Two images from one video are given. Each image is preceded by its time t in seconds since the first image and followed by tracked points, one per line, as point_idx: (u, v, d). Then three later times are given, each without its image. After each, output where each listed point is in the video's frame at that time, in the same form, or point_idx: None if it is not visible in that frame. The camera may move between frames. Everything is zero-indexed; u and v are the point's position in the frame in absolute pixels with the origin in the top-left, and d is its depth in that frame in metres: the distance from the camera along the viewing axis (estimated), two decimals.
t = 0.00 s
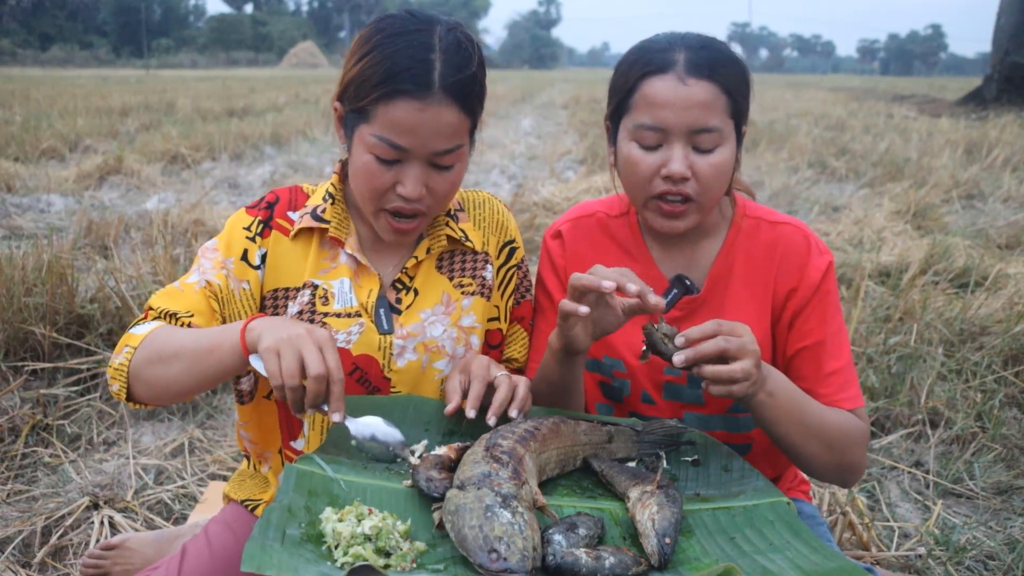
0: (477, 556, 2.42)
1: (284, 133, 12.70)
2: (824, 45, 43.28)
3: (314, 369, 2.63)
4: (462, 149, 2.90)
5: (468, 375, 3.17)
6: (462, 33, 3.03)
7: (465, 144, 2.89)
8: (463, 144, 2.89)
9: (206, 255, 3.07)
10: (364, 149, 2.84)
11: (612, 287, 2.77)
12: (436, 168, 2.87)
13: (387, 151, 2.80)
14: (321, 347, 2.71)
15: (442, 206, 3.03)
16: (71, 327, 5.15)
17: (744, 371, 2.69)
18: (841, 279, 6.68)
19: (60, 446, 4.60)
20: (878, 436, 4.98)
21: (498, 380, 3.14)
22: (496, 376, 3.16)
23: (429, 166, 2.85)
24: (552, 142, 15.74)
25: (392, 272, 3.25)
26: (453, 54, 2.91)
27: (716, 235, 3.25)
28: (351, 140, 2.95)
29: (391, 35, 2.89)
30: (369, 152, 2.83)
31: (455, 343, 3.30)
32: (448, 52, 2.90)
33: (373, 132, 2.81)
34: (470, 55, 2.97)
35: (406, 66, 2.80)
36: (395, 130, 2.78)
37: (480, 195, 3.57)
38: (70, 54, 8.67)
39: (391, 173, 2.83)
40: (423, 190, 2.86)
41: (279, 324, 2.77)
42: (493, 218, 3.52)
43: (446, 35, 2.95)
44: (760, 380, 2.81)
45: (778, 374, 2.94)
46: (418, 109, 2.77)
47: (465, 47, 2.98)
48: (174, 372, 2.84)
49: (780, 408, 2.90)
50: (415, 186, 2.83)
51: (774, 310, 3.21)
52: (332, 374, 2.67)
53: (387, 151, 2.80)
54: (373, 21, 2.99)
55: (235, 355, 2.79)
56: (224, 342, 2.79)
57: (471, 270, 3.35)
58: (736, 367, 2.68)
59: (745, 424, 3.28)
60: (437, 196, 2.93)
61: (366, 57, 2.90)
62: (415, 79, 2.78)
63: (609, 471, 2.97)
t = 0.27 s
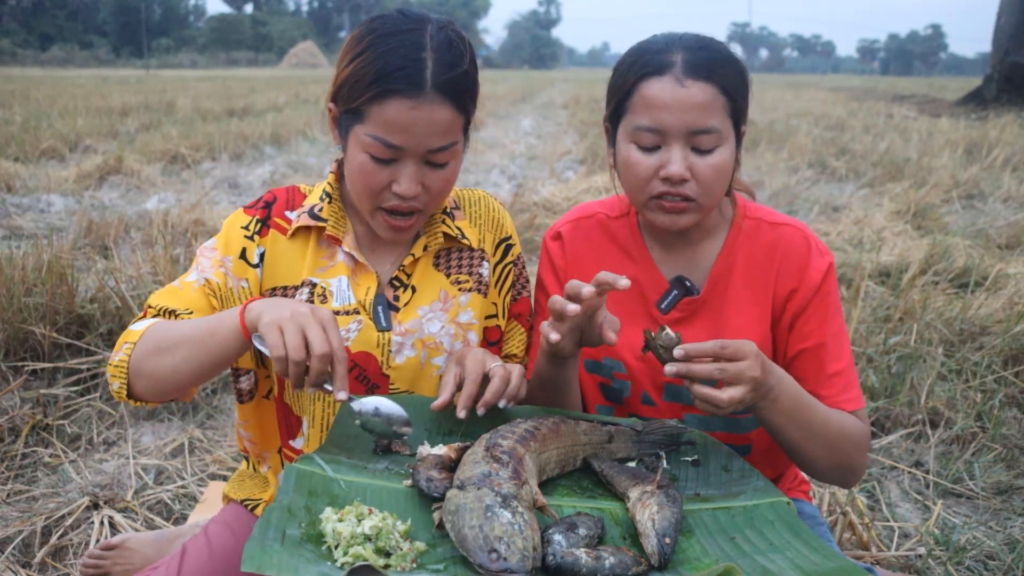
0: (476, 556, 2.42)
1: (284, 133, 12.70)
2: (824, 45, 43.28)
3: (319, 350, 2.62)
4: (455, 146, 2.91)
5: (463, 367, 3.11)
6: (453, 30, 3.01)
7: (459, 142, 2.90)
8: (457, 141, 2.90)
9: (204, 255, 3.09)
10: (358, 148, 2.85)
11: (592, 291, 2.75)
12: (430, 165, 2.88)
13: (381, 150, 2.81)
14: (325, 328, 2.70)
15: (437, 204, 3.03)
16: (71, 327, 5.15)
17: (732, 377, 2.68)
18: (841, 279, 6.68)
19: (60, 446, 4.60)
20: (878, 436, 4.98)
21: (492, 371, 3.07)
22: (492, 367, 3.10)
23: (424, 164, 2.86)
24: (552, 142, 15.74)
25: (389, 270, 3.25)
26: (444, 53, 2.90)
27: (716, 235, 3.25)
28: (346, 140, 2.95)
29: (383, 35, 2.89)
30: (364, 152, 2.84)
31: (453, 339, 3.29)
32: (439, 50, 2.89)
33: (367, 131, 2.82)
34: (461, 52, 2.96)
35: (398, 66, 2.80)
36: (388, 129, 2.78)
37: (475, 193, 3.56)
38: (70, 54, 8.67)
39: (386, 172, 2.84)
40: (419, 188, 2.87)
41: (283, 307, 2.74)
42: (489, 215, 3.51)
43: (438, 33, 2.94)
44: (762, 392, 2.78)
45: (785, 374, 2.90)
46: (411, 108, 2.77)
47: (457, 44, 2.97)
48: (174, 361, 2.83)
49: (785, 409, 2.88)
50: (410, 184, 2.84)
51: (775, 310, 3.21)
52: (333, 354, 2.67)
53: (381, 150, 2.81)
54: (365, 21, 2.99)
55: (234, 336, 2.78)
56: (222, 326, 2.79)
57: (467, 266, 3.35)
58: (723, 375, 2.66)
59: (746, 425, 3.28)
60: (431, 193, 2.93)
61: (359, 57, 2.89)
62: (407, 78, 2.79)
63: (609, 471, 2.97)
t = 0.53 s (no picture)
0: (476, 556, 2.42)
1: (284, 133, 12.70)
2: (824, 45, 43.28)
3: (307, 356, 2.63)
4: (443, 138, 2.91)
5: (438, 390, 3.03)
6: (436, 24, 3.01)
7: (446, 133, 2.91)
8: (444, 132, 2.90)
9: (200, 253, 3.11)
10: (346, 143, 2.85)
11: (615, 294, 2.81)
12: (418, 158, 2.89)
13: (369, 144, 2.82)
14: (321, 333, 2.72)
15: (426, 198, 3.04)
16: (72, 327, 5.15)
17: (739, 363, 2.68)
18: (841, 279, 6.69)
19: (60, 446, 4.60)
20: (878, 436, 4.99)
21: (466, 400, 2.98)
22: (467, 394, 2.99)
23: (412, 157, 2.87)
24: (552, 142, 15.74)
25: (378, 266, 3.26)
26: (427, 46, 2.90)
27: (716, 235, 3.25)
28: (333, 138, 2.96)
29: (366, 31, 2.89)
30: (352, 147, 2.84)
31: (441, 335, 3.29)
32: (422, 45, 2.90)
33: (354, 126, 2.82)
34: (444, 45, 2.96)
35: (381, 61, 2.80)
36: (375, 123, 2.79)
37: (464, 190, 3.56)
38: (70, 54, 8.67)
39: (375, 167, 2.85)
40: (407, 181, 2.88)
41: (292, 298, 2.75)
42: (478, 211, 3.50)
43: (420, 28, 2.94)
44: (761, 383, 2.80)
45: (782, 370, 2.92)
46: (397, 101, 2.78)
47: (440, 38, 2.97)
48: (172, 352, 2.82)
49: (785, 407, 2.89)
50: (399, 177, 2.85)
51: (774, 311, 3.21)
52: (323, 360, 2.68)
53: (369, 144, 2.82)
54: (347, 20, 2.99)
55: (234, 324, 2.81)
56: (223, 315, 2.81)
57: (455, 262, 3.35)
58: (732, 361, 2.67)
59: (746, 426, 3.28)
60: (421, 186, 2.94)
61: (342, 55, 2.89)
62: (391, 72, 2.79)
63: (609, 471, 2.97)
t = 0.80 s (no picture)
0: (477, 556, 2.42)
1: (284, 133, 12.70)
2: (824, 45, 43.29)
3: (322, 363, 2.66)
4: (423, 138, 2.91)
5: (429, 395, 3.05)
6: (410, 24, 3.03)
7: (426, 133, 2.90)
8: (424, 132, 2.90)
9: (194, 258, 3.12)
10: (326, 147, 2.85)
11: (620, 306, 2.82)
12: (399, 158, 2.88)
13: (348, 147, 2.82)
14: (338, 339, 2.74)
15: (410, 198, 3.04)
16: (72, 327, 5.16)
17: (740, 360, 2.68)
18: (841, 279, 6.69)
19: (60, 446, 4.60)
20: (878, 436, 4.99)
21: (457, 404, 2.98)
22: (458, 399, 2.98)
23: (393, 158, 2.87)
24: (552, 142, 15.74)
25: (366, 267, 3.27)
26: (403, 46, 2.91)
27: (719, 235, 3.24)
28: (314, 142, 2.96)
29: (341, 35, 2.90)
30: (332, 150, 2.84)
31: (430, 335, 3.30)
32: (398, 45, 2.91)
33: (333, 130, 2.82)
34: (419, 44, 2.97)
35: (357, 63, 2.81)
36: (354, 126, 2.79)
37: (452, 189, 3.56)
38: (71, 54, 8.67)
39: (355, 170, 2.85)
40: (390, 182, 2.88)
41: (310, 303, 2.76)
42: (465, 209, 3.50)
43: (394, 28, 2.95)
44: (766, 383, 2.80)
45: (788, 370, 2.93)
46: (373, 103, 2.77)
47: (416, 38, 2.99)
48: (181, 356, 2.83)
49: (791, 407, 2.89)
50: (381, 179, 2.85)
51: (776, 312, 3.21)
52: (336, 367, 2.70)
53: (348, 148, 2.82)
54: (324, 23, 3.00)
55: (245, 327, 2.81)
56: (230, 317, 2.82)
57: (444, 262, 3.34)
58: (732, 359, 2.67)
59: (746, 427, 3.29)
60: (404, 187, 2.94)
61: (318, 59, 2.90)
62: (367, 74, 2.79)
63: (609, 471, 2.97)
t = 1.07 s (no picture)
0: (476, 556, 2.42)
1: (284, 133, 12.70)
2: (824, 45, 43.29)
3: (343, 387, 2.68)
4: (418, 138, 2.92)
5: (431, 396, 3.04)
6: (403, 23, 3.03)
7: (421, 133, 2.91)
8: (419, 132, 2.91)
9: (193, 261, 3.11)
10: (322, 149, 2.85)
11: (623, 309, 2.80)
12: (394, 159, 2.89)
13: (344, 149, 2.82)
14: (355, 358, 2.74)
15: (406, 198, 3.05)
16: (72, 327, 5.16)
17: (739, 355, 2.68)
18: (841, 279, 6.69)
19: (60, 446, 4.60)
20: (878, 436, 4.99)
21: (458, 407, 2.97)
22: (460, 403, 2.97)
23: (388, 159, 2.88)
24: (552, 143, 15.74)
25: (363, 268, 3.27)
26: (395, 46, 2.91)
27: (720, 236, 3.25)
28: (309, 143, 2.96)
29: (331, 36, 2.89)
30: (327, 152, 2.85)
31: (428, 336, 3.29)
32: (390, 45, 2.91)
33: (328, 131, 2.82)
34: (412, 44, 2.97)
35: (350, 65, 2.81)
36: (348, 128, 2.79)
37: (449, 189, 3.56)
38: (71, 54, 8.66)
39: (350, 172, 2.86)
40: (386, 183, 2.89)
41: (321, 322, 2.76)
42: (463, 209, 3.51)
43: (387, 28, 2.95)
44: (766, 381, 2.80)
45: (787, 370, 2.94)
46: (368, 105, 2.78)
47: (409, 38, 2.98)
48: (181, 370, 2.83)
49: (791, 407, 2.89)
50: (377, 180, 2.86)
51: (777, 313, 3.21)
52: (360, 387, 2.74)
53: (343, 149, 2.82)
54: (316, 23, 2.98)
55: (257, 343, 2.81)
56: (234, 335, 2.80)
57: (441, 263, 3.33)
58: (730, 353, 2.67)
59: (747, 427, 3.29)
60: (399, 187, 2.95)
61: (311, 61, 2.89)
62: (361, 75, 2.79)
63: (609, 470, 2.97)
